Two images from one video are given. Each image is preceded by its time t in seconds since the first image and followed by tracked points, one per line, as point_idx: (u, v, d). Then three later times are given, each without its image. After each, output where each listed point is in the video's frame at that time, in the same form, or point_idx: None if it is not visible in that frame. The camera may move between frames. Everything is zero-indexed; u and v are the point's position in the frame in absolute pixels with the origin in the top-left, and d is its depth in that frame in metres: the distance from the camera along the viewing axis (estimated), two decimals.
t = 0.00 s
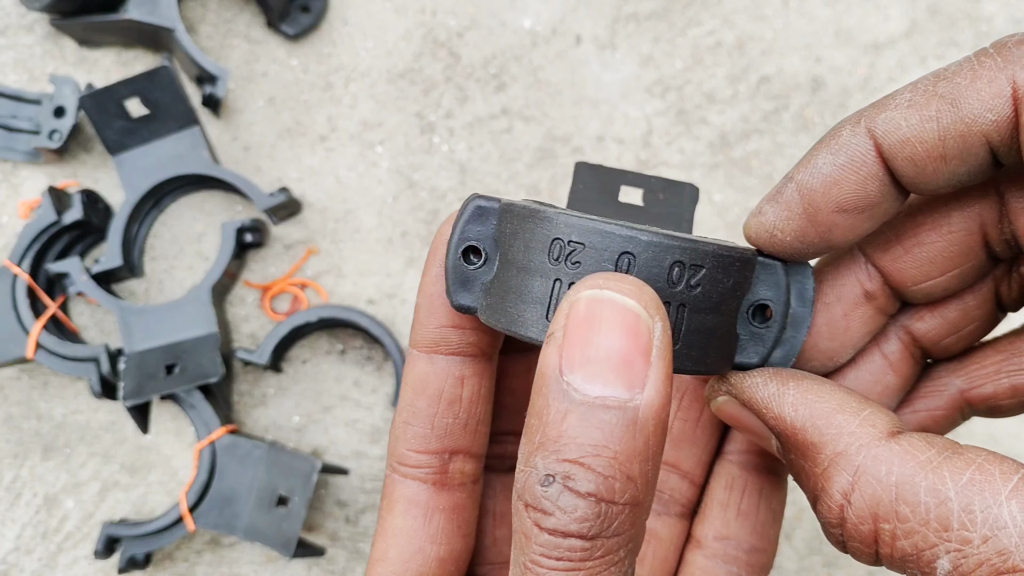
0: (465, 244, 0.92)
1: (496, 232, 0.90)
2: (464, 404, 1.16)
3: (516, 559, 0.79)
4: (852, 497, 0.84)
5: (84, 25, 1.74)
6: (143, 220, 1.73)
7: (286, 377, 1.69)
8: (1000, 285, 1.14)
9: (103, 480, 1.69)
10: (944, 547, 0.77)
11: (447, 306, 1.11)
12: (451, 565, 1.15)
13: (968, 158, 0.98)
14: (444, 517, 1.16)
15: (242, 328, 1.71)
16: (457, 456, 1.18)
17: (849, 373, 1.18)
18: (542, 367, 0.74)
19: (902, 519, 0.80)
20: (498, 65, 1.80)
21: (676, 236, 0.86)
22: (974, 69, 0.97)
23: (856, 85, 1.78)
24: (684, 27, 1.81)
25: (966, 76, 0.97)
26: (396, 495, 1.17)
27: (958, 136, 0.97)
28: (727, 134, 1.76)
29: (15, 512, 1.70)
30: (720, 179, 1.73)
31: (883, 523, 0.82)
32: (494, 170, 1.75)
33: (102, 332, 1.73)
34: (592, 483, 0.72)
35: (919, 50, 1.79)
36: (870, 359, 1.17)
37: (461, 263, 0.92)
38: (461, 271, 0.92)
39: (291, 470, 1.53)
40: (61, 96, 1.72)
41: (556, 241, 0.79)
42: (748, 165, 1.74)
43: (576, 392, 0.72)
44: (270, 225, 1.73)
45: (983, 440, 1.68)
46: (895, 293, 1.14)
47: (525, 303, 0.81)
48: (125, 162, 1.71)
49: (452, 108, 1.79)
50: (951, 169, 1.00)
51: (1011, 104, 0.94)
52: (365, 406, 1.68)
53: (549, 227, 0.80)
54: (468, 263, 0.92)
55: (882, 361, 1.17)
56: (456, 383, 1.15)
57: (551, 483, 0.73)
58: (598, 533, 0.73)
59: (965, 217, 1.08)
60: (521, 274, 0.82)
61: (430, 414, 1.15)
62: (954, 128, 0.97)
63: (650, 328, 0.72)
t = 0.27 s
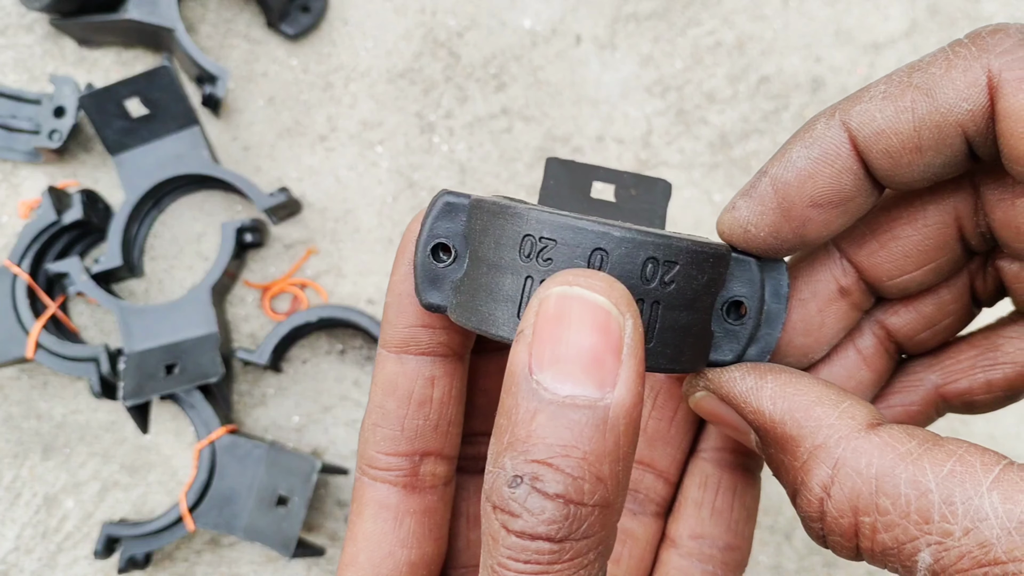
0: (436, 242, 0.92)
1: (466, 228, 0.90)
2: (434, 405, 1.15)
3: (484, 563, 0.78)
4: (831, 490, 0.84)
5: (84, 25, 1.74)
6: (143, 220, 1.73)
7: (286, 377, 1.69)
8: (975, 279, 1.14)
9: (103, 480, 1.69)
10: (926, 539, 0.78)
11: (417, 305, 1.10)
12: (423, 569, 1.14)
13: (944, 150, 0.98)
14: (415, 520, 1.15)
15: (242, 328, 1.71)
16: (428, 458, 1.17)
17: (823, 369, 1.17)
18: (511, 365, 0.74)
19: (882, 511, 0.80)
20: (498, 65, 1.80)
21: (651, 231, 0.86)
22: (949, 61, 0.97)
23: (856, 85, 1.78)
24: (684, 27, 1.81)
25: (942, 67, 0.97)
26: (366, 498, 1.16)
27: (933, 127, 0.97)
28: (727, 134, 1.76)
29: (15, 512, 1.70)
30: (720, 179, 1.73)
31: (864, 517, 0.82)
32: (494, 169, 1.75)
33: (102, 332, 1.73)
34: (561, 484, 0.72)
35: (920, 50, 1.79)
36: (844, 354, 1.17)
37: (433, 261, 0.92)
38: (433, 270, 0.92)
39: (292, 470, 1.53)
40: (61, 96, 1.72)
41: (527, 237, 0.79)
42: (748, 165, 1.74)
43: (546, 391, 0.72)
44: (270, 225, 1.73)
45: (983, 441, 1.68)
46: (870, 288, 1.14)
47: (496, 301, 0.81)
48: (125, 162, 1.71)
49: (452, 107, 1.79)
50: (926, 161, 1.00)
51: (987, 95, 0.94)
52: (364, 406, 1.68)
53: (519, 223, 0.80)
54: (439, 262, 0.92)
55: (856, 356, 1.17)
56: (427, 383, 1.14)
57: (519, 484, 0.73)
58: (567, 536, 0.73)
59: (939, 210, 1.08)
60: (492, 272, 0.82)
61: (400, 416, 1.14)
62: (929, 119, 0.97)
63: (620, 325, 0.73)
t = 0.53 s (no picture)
0: (431, 251, 0.91)
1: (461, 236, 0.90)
2: (426, 416, 1.14)
3: None
4: (833, 504, 0.84)
5: (84, 25, 1.74)
6: (143, 220, 1.73)
7: (286, 377, 1.69)
8: (972, 292, 1.15)
9: (103, 479, 1.69)
10: (930, 554, 0.78)
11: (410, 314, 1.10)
12: None
13: (942, 161, 0.98)
14: (404, 533, 1.13)
15: (242, 328, 1.72)
16: (418, 470, 1.15)
17: (821, 384, 1.17)
18: (505, 378, 0.75)
19: (885, 526, 0.80)
20: (498, 65, 1.80)
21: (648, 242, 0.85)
22: (946, 73, 0.97)
23: (856, 85, 1.78)
24: (684, 27, 1.81)
25: (939, 78, 0.97)
26: (354, 510, 1.15)
27: (932, 139, 0.97)
28: (727, 133, 1.76)
29: (15, 512, 1.70)
30: (720, 179, 1.73)
31: (867, 531, 0.82)
32: (494, 169, 1.75)
33: (102, 332, 1.73)
34: (553, 500, 0.72)
35: (920, 49, 1.79)
36: (841, 370, 1.17)
37: (428, 269, 0.92)
38: (427, 278, 0.91)
39: (292, 470, 1.53)
40: (61, 96, 1.72)
41: (522, 246, 0.79)
42: (748, 165, 1.74)
43: (539, 405, 0.72)
44: (270, 225, 1.73)
45: (984, 441, 1.68)
46: (868, 302, 1.14)
47: (490, 310, 0.81)
48: (125, 162, 1.71)
49: (452, 107, 1.79)
50: (925, 174, 1.00)
51: (985, 106, 0.94)
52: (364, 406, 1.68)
53: (514, 232, 0.79)
54: (433, 269, 0.92)
55: (853, 371, 1.16)
56: (419, 394, 1.13)
57: (510, 499, 0.73)
58: (558, 552, 0.73)
59: (938, 223, 1.08)
60: (486, 281, 0.82)
61: (390, 426, 1.13)
62: (927, 131, 0.97)
63: (615, 340, 0.72)
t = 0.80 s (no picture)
0: (425, 248, 0.91)
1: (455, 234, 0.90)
2: (412, 419, 1.14)
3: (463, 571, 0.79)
4: (958, 493, 0.74)
5: (83, 25, 1.74)
6: (142, 220, 1.73)
7: (286, 376, 1.69)
8: None
9: (103, 479, 1.69)
10: None
11: (399, 314, 1.10)
12: None
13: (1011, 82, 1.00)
14: (388, 537, 1.13)
15: (242, 328, 1.72)
16: (404, 474, 1.15)
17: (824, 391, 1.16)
18: (499, 368, 0.74)
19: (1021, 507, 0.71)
20: (498, 65, 1.80)
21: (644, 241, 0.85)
22: None
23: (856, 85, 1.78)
24: (684, 27, 1.81)
25: None
26: (338, 513, 1.14)
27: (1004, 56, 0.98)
28: (727, 133, 1.76)
29: (15, 512, 1.70)
30: (721, 178, 1.74)
31: (1001, 513, 0.72)
32: (495, 169, 1.75)
33: (102, 332, 1.73)
34: (543, 493, 0.72)
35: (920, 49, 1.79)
36: (900, 343, 1.15)
37: (421, 266, 0.91)
38: (420, 275, 0.91)
39: (292, 470, 1.53)
40: (61, 96, 1.72)
41: (519, 241, 0.79)
42: (748, 165, 1.74)
43: (532, 396, 0.72)
44: (270, 225, 1.73)
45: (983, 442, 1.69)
46: (923, 243, 1.18)
47: (485, 305, 0.81)
48: (124, 162, 1.71)
49: (452, 107, 1.79)
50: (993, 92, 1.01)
51: None
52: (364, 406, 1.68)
53: (511, 226, 0.79)
54: (426, 267, 0.91)
55: (915, 343, 1.15)
56: (407, 396, 1.13)
57: (500, 490, 0.73)
58: (547, 545, 0.73)
59: (997, 163, 1.13)
60: (482, 277, 0.82)
61: (376, 429, 1.13)
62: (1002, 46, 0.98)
63: (610, 332, 0.72)
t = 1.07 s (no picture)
0: (435, 241, 0.91)
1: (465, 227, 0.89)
2: (409, 414, 1.13)
3: (467, 557, 0.79)
4: None
5: (83, 25, 1.74)
6: (142, 220, 1.73)
7: (286, 376, 1.69)
8: None
9: (103, 479, 1.69)
10: None
11: (401, 307, 1.09)
12: None
13: None
14: (378, 532, 1.12)
15: (242, 328, 1.72)
16: (397, 470, 1.15)
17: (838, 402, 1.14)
18: (512, 354, 0.74)
19: None
20: (498, 65, 1.80)
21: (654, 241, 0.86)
22: None
23: (856, 85, 1.79)
24: (684, 26, 1.81)
25: None
26: (328, 506, 1.13)
27: None
28: (727, 133, 1.76)
29: (15, 512, 1.71)
30: (720, 178, 1.74)
31: None
32: (494, 169, 1.75)
33: (102, 332, 1.73)
34: (555, 480, 0.72)
35: (919, 49, 1.80)
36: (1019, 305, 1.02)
37: (429, 258, 0.90)
38: (427, 267, 0.90)
39: (292, 470, 1.54)
40: (60, 96, 1.72)
41: (536, 231, 0.79)
42: (748, 165, 1.75)
43: (545, 383, 0.73)
44: (270, 224, 1.73)
45: (982, 441, 1.69)
46: None
47: (498, 295, 0.81)
48: (124, 162, 1.71)
49: (452, 107, 1.79)
50: None
51: None
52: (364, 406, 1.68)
53: (529, 217, 0.80)
54: (433, 259, 0.90)
55: None
56: (404, 391, 1.12)
57: (512, 476, 0.73)
58: (556, 532, 0.73)
59: None
60: (496, 267, 0.82)
61: (371, 423, 1.12)
62: None
63: (626, 321, 0.72)
